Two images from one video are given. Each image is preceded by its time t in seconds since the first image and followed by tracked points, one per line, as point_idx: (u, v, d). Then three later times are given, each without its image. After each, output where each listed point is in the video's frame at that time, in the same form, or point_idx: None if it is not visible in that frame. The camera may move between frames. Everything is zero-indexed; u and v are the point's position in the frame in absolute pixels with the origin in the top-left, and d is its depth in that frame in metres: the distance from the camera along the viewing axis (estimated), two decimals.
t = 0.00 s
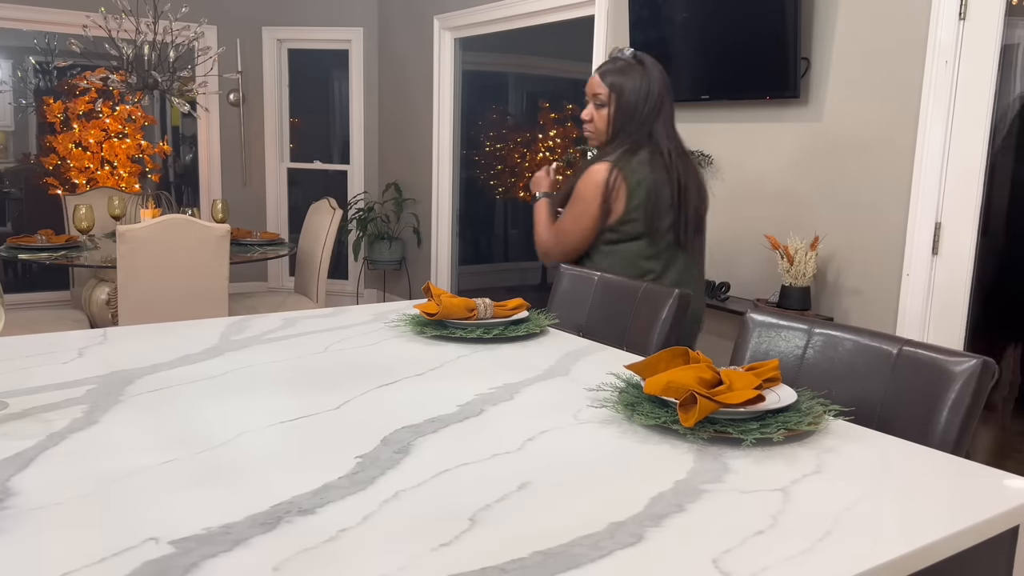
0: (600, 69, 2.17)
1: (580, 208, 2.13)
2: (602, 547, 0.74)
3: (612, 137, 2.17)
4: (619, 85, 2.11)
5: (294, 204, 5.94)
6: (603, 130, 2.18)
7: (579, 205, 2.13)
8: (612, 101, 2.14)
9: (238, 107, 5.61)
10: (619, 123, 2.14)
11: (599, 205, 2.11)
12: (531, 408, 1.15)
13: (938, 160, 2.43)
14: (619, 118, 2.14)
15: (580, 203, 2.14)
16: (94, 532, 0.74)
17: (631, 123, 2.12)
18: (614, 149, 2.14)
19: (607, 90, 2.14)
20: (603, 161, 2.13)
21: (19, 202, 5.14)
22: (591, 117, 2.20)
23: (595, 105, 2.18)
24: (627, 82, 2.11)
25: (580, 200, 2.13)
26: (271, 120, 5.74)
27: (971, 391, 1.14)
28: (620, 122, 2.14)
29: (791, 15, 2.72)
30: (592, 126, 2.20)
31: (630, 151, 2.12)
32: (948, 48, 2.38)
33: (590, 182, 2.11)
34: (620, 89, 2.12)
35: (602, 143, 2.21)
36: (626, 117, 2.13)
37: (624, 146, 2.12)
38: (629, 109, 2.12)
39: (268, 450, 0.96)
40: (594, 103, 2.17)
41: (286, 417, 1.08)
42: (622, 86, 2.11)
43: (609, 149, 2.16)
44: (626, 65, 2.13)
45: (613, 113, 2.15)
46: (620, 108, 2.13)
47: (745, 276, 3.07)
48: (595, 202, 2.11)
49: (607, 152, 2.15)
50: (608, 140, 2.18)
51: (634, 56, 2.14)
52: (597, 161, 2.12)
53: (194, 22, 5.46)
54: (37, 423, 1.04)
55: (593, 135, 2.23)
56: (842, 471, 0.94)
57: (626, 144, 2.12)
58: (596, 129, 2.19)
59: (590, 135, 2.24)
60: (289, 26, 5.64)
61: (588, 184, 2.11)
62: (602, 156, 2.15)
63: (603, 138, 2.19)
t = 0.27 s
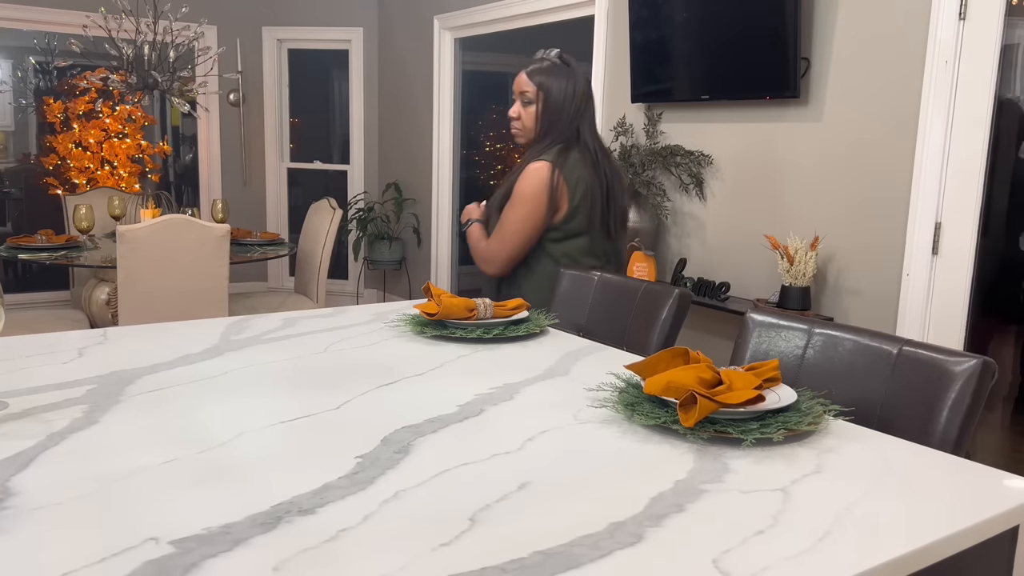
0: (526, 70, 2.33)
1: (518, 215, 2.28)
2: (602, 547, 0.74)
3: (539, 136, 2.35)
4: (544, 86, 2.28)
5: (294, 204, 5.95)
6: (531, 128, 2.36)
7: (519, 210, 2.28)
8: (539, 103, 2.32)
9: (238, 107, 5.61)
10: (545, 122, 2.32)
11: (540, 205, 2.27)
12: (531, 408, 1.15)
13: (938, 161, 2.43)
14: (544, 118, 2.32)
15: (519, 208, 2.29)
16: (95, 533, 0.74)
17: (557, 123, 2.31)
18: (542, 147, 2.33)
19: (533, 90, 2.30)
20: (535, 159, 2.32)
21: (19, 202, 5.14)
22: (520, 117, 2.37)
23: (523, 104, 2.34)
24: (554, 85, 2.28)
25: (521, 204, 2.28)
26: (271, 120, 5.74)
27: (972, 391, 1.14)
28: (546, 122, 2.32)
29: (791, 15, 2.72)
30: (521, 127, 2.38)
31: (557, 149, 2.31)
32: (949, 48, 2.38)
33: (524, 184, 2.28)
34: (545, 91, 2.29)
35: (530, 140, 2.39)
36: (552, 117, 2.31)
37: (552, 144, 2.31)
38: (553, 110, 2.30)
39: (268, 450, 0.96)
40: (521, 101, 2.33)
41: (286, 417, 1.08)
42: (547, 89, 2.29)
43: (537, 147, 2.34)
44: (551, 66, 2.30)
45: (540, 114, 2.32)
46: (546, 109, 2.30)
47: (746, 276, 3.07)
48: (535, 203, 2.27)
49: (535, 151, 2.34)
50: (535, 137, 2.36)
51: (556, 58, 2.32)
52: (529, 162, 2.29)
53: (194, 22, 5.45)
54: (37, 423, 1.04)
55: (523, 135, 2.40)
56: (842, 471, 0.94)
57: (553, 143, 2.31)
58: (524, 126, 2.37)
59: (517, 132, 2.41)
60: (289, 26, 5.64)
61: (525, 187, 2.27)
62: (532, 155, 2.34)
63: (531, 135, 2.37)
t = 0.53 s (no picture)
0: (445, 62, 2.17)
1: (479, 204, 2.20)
2: (602, 547, 0.74)
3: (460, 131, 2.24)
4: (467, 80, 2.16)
5: (294, 204, 5.95)
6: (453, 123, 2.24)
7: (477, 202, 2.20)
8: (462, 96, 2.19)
9: (238, 107, 5.61)
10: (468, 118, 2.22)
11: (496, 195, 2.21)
12: (530, 408, 1.15)
13: (938, 161, 2.43)
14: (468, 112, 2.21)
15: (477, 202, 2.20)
16: (96, 532, 0.74)
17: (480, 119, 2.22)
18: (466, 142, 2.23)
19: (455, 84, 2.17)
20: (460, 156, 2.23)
21: (18, 202, 5.14)
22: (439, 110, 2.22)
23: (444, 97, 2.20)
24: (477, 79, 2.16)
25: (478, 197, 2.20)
26: (270, 120, 5.74)
27: (972, 391, 1.14)
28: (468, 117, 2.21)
29: (791, 15, 2.72)
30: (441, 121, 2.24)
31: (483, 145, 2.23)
32: (949, 48, 2.38)
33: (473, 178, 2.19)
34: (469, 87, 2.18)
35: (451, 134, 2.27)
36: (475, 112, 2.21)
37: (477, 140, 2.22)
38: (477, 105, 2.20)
39: (268, 450, 0.96)
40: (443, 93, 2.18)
41: (285, 417, 1.08)
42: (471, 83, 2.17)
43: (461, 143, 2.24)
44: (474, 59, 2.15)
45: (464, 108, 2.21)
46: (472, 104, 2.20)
47: (745, 276, 3.07)
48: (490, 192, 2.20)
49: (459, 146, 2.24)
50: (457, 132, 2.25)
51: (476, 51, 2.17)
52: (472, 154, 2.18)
53: (194, 22, 5.45)
54: (37, 423, 1.04)
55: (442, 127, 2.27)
56: (842, 471, 0.94)
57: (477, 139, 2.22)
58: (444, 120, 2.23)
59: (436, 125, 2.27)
60: (289, 26, 5.64)
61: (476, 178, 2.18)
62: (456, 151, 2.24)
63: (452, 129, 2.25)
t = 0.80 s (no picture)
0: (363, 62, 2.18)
1: (432, 203, 2.21)
2: (601, 547, 0.74)
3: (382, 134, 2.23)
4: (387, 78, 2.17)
5: (294, 204, 5.95)
6: (375, 126, 2.22)
7: (430, 203, 2.21)
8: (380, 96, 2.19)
9: (238, 107, 5.61)
10: (392, 120, 2.21)
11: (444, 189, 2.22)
12: (530, 408, 1.15)
13: (938, 160, 2.43)
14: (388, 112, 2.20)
15: (427, 203, 2.21)
16: (96, 532, 0.74)
17: (403, 121, 2.21)
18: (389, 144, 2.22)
19: (375, 84, 2.17)
20: (386, 161, 2.21)
21: (18, 202, 5.14)
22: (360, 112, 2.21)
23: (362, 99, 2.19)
24: (395, 75, 2.17)
25: (428, 196, 2.20)
26: (270, 121, 5.73)
27: (971, 391, 1.13)
28: (389, 118, 2.21)
29: (791, 15, 2.72)
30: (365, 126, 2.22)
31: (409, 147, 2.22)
32: (949, 48, 2.38)
33: (411, 177, 2.19)
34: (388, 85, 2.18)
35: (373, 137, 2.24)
36: (396, 113, 2.20)
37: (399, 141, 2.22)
38: (396, 104, 2.20)
39: (268, 450, 0.96)
40: (363, 95, 2.18)
41: (286, 417, 1.08)
42: (389, 79, 2.17)
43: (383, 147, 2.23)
44: (391, 58, 2.17)
45: (383, 109, 2.20)
46: (392, 104, 2.20)
47: (745, 276, 3.07)
48: (437, 190, 2.21)
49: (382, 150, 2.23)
50: (380, 135, 2.23)
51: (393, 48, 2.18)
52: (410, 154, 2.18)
53: (194, 22, 5.45)
54: (37, 423, 1.04)
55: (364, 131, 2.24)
56: (842, 471, 0.94)
57: (402, 141, 2.22)
58: (366, 123, 2.21)
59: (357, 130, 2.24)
60: (289, 26, 5.64)
61: (419, 178, 2.18)
62: (381, 157, 2.22)
63: (374, 133, 2.23)
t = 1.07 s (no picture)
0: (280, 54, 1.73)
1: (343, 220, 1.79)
2: (601, 547, 0.74)
3: (299, 136, 1.78)
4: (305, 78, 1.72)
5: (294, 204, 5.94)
6: (293, 128, 1.77)
7: (343, 207, 1.78)
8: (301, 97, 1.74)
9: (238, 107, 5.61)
10: (310, 120, 1.76)
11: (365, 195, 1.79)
12: (530, 408, 1.15)
13: (938, 160, 2.43)
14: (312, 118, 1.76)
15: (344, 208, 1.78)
16: (96, 532, 0.74)
17: (323, 120, 1.77)
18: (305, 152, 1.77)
19: (291, 78, 1.72)
20: (303, 168, 1.76)
21: (18, 202, 5.15)
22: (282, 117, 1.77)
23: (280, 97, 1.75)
24: (322, 77, 1.73)
25: (341, 203, 1.77)
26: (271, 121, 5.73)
27: (972, 391, 1.13)
28: (306, 116, 1.76)
29: (791, 15, 2.72)
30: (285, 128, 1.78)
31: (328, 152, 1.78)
32: (949, 48, 2.38)
33: (333, 191, 1.76)
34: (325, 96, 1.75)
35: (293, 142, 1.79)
36: (320, 112, 1.76)
37: (319, 149, 1.77)
38: (314, 107, 1.75)
39: (268, 450, 0.96)
40: (277, 92, 1.74)
41: (285, 417, 1.08)
42: (314, 77, 1.73)
43: (299, 149, 1.77)
44: (312, 51, 1.73)
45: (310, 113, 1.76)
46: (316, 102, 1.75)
47: (745, 276, 3.07)
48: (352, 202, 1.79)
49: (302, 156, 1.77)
50: (296, 136, 1.78)
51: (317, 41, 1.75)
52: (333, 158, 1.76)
53: (194, 22, 5.44)
54: (37, 423, 1.04)
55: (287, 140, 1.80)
56: (842, 471, 0.94)
57: (319, 146, 1.77)
58: (282, 124, 1.77)
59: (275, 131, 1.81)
60: (289, 26, 5.64)
61: (337, 185, 1.76)
62: (303, 162, 1.76)
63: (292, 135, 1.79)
